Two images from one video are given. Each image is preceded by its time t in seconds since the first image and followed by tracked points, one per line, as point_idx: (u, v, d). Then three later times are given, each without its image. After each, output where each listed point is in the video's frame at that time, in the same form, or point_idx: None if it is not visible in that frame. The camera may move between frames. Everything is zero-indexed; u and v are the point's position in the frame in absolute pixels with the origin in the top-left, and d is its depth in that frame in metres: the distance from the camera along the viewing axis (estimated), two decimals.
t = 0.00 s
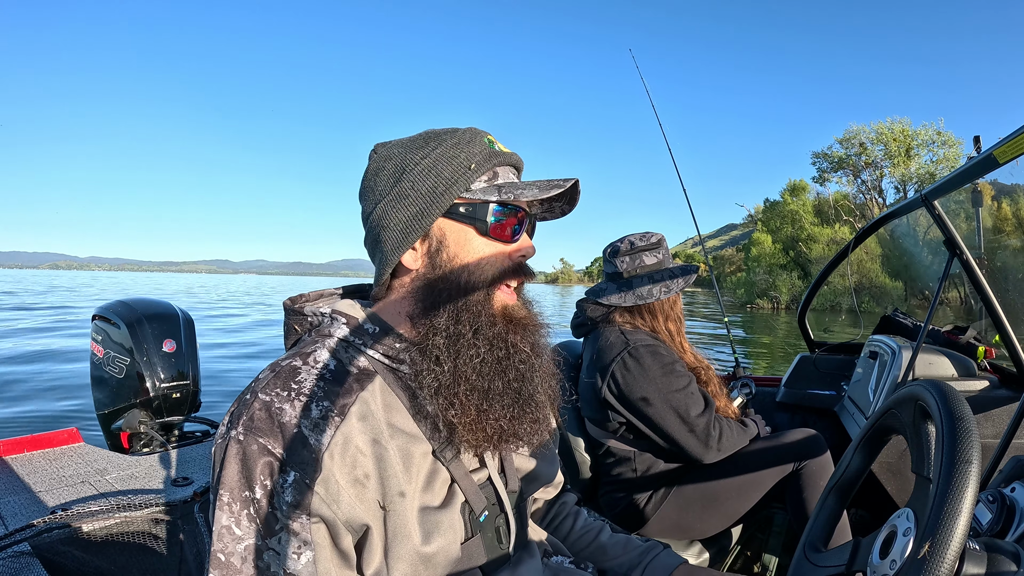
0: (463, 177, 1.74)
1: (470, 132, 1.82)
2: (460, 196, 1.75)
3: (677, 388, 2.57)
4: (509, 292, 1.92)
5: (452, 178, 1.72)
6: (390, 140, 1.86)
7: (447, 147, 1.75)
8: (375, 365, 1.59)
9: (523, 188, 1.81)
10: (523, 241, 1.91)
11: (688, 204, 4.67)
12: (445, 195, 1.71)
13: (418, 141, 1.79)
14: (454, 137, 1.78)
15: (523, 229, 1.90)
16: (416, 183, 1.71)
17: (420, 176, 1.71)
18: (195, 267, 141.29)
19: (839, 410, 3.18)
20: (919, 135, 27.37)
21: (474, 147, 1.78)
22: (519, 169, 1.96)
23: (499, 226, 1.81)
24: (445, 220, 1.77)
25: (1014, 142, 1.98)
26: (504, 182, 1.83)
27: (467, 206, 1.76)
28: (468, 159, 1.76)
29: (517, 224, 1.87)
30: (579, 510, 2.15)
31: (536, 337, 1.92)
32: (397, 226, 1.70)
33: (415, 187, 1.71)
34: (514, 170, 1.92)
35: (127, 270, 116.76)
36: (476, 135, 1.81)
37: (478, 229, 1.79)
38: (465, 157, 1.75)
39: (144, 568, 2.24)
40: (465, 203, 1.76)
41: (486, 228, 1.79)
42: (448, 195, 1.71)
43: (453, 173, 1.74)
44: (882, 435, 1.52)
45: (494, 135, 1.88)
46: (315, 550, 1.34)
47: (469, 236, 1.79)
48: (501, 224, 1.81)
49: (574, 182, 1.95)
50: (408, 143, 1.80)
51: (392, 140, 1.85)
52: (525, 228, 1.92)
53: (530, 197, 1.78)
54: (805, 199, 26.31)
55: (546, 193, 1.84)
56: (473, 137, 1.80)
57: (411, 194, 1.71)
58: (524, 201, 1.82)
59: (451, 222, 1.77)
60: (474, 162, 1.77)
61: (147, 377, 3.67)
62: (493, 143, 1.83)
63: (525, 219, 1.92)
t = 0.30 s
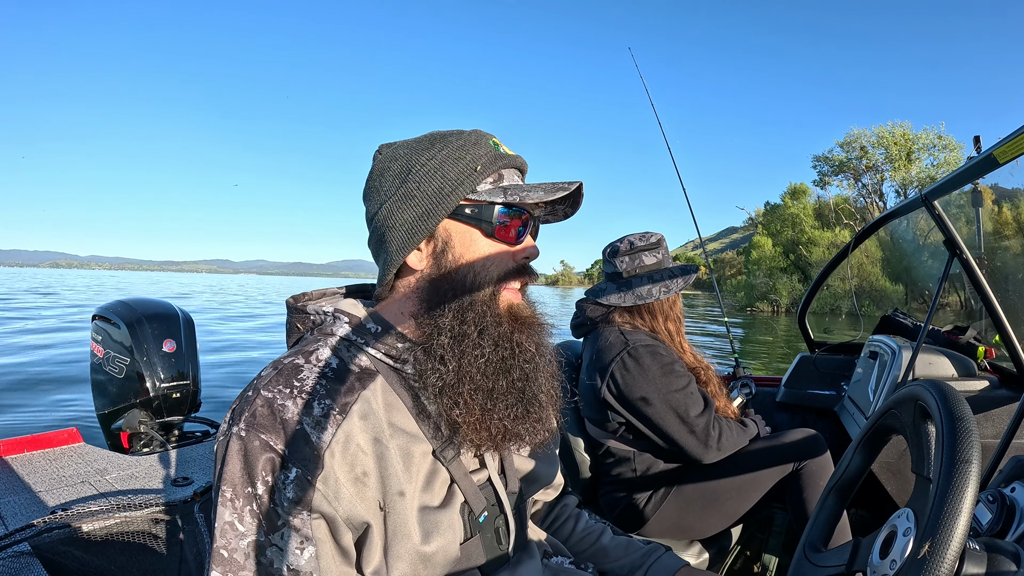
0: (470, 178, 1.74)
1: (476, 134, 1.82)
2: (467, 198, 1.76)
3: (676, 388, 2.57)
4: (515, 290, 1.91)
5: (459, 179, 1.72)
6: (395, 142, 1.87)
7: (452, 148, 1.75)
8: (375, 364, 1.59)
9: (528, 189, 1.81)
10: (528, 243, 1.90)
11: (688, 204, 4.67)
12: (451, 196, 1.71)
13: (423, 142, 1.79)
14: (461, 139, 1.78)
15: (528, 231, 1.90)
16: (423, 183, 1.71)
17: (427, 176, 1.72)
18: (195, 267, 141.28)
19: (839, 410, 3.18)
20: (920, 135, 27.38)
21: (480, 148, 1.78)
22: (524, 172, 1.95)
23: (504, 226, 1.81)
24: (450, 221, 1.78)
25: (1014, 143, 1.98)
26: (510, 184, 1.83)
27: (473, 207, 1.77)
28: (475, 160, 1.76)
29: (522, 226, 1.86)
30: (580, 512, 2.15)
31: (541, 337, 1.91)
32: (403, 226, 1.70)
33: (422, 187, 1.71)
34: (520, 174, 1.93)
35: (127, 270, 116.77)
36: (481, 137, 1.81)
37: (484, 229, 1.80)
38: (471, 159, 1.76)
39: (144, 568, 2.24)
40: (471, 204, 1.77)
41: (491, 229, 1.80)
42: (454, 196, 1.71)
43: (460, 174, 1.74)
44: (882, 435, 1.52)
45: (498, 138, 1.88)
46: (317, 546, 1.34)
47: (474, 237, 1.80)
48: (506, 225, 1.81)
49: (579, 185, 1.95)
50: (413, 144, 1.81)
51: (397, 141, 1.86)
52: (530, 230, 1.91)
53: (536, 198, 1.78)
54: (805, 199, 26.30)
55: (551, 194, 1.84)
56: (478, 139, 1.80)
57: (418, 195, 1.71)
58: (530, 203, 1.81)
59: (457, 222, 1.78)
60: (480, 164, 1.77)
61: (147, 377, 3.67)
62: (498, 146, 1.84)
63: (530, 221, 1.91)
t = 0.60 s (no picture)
0: (472, 178, 1.74)
1: (474, 133, 1.83)
2: (469, 197, 1.75)
3: (676, 389, 2.57)
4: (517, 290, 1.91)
5: (461, 178, 1.72)
6: (390, 139, 1.86)
7: (452, 147, 1.75)
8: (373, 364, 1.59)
9: (530, 188, 1.82)
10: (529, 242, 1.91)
11: (688, 204, 4.67)
12: (455, 195, 1.71)
13: (421, 140, 1.79)
14: (461, 138, 1.78)
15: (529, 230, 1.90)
16: (425, 183, 1.71)
17: (429, 176, 1.71)
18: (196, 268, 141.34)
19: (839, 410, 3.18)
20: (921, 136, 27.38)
21: (481, 147, 1.79)
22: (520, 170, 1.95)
23: (507, 225, 1.81)
24: (454, 220, 1.76)
25: (1015, 143, 1.98)
26: (511, 183, 1.84)
27: (477, 206, 1.77)
28: (476, 160, 1.76)
29: (524, 225, 1.87)
30: (576, 506, 2.16)
31: (541, 338, 1.91)
32: (405, 227, 1.69)
33: (423, 187, 1.71)
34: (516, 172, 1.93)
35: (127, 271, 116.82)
36: (480, 136, 1.82)
37: (487, 229, 1.79)
38: (473, 158, 1.76)
39: (144, 568, 2.23)
40: (475, 203, 1.77)
41: (495, 228, 1.79)
42: (457, 195, 1.71)
43: (462, 173, 1.74)
44: (882, 435, 1.52)
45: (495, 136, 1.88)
46: (310, 549, 1.34)
47: (479, 237, 1.78)
48: (509, 223, 1.81)
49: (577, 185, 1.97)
50: (410, 143, 1.80)
51: (393, 139, 1.84)
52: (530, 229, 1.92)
53: (540, 197, 1.79)
54: (806, 200, 26.31)
55: (555, 193, 1.86)
56: (478, 138, 1.80)
57: (420, 195, 1.70)
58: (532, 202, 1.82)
59: (461, 222, 1.77)
60: (483, 163, 1.77)
61: (147, 377, 3.67)
62: (496, 144, 1.84)
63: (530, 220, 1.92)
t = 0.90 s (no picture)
0: (463, 175, 1.73)
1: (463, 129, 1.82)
2: (460, 194, 1.74)
3: (676, 389, 2.57)
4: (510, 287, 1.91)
5: (451, 176, 1.72)
6: (378, 139, 1.85)
7: (441, 145, 1.75)
8: (370, 365, 1.59)
9: (520, 183, 1.82)
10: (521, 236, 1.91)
11: (689, 204, 4.67)
12: (445, 193, 1.70)
13: (410, 139, 1.78)
14: (449, 135, 1.78)
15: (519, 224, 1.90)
16: (414, 182, 1.70)
17: (418, 175, 1.71)
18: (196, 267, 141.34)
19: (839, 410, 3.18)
20: (922, 135, 27.38)
21: (469, 143, 1.78)
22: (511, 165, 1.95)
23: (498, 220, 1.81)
24: (446, 218, 1.76)
25: (1015, 143, 1.98)
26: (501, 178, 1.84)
27: (467, 203, 1.76)
28: (466, 156, 1.76)
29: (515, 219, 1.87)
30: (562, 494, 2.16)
31: (536, 336, 1.91)
32: (396, 227, 1.69)
33: (413, 186, 1.70)
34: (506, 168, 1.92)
35: (127, 270, 116.83)
36: (469, 133, 1.81)
37: (478, 225, 1.78)
38: (462, 155, 1.76)
39: (144, 568, 2.22)
40: (465, 200, 1.76)
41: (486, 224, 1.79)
42: (447, 193, 1.70)
43: (452, 171, 1.73)
44: (881, 435, 1.52)
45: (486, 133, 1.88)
46: (292, 558, 1.35)
47: (469, 234, 1.78)
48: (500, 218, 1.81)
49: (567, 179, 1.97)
50: (398, 142, 1.79)
51: (381, 139, 1.84)
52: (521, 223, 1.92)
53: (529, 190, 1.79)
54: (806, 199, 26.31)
55: (543, 186, 1.85)
56: (467, 134, 1.80)
57: (409, 194, 1.70)
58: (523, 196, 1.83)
59: (454, 219, 1.76)
60: (471, 159, 1.77)
61: (147, 377, 3.68)
62: (486, 139, 1.84)
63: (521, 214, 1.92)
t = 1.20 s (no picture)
0: (459, 175, 1.73)
1: (459, 129, 1.82)
2: (456, 193, 1.74)
3: (679, 385, 2.58)
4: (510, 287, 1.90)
5: (447, 176, 1.72)
6: (374, 140, 1.86)
7: (437, 145, 1.75)
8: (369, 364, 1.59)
9: (516, 182, 1.82)
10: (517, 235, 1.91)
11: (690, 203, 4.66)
12: (442, 194, 1.70)
13: (406, 139, 1.79)
14: (445, 135, 1.78)
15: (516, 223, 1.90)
16: (411, 183, 1.71)
17: (414, 176, 1.71)
18: (196, 267, 141.35)
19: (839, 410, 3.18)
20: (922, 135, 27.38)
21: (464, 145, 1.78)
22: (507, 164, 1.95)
23: (495, 220, 1.81)
24: (442, 219, 1.76)
25: (1015, 143, 1.98)
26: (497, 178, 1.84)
27: (464, 203, 1.76)
28: (461, 156, 1.76)
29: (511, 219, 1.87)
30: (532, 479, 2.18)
31: (536, 332, 1.90)
32: (393, 227, 1.69)
33: (410, 187, 1.70)
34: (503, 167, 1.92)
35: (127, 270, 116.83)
36: (465, 133, 1.81)
37: (475, 225, 1.79)
38: (458, 155, 1.75)
39: (144, 568, 2.19)
40: (462, 200, 1.76)
41: (484, 224, 1.79)
42: (444, 194, 1.70)
43: (448, 171, 1.73)
44: (882, 436, 1.52)
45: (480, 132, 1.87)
46: (260, 559, 1.35)
47: (467, 234, 1.78)
48: (497, 218, 1.81)
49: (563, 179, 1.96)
50: (394, 142, 1.80)
51: (377, 139, 1.84)
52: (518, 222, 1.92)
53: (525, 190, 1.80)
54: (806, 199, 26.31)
55: (541, 186, 1.85)
56: (463, 134, 1.80)
57: (406, 194, 1.70)
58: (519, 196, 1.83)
59: (450, 219, 1.76)
60: (468, 160, 1.76)
61: (147, 377, 3.67)
62: (481, 139, 1.84)
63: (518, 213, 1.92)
